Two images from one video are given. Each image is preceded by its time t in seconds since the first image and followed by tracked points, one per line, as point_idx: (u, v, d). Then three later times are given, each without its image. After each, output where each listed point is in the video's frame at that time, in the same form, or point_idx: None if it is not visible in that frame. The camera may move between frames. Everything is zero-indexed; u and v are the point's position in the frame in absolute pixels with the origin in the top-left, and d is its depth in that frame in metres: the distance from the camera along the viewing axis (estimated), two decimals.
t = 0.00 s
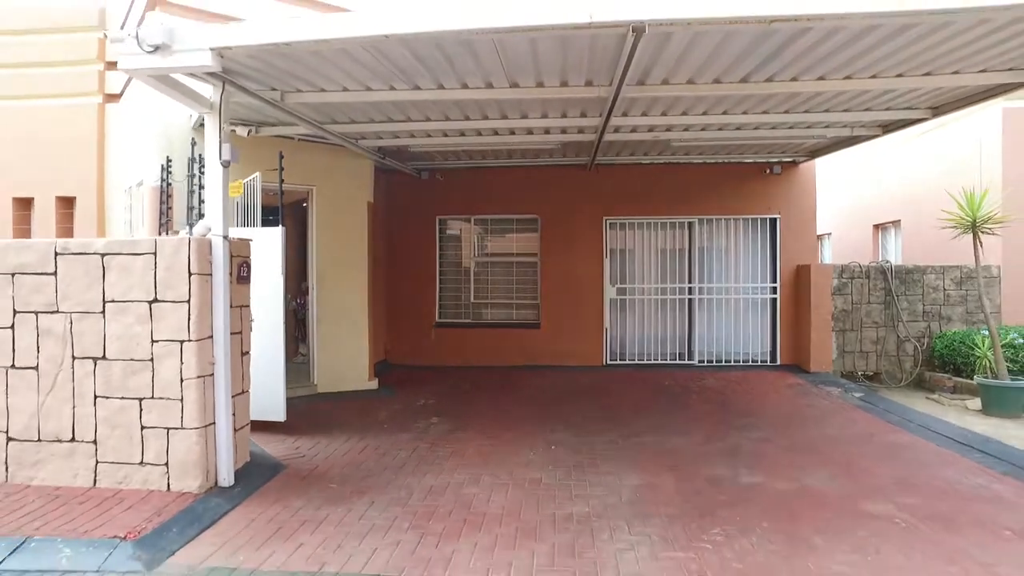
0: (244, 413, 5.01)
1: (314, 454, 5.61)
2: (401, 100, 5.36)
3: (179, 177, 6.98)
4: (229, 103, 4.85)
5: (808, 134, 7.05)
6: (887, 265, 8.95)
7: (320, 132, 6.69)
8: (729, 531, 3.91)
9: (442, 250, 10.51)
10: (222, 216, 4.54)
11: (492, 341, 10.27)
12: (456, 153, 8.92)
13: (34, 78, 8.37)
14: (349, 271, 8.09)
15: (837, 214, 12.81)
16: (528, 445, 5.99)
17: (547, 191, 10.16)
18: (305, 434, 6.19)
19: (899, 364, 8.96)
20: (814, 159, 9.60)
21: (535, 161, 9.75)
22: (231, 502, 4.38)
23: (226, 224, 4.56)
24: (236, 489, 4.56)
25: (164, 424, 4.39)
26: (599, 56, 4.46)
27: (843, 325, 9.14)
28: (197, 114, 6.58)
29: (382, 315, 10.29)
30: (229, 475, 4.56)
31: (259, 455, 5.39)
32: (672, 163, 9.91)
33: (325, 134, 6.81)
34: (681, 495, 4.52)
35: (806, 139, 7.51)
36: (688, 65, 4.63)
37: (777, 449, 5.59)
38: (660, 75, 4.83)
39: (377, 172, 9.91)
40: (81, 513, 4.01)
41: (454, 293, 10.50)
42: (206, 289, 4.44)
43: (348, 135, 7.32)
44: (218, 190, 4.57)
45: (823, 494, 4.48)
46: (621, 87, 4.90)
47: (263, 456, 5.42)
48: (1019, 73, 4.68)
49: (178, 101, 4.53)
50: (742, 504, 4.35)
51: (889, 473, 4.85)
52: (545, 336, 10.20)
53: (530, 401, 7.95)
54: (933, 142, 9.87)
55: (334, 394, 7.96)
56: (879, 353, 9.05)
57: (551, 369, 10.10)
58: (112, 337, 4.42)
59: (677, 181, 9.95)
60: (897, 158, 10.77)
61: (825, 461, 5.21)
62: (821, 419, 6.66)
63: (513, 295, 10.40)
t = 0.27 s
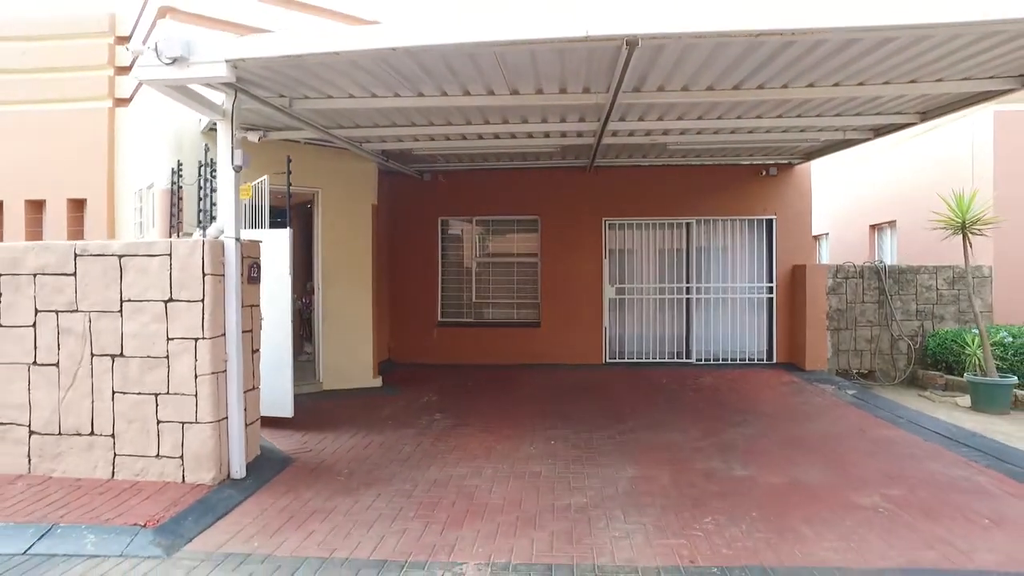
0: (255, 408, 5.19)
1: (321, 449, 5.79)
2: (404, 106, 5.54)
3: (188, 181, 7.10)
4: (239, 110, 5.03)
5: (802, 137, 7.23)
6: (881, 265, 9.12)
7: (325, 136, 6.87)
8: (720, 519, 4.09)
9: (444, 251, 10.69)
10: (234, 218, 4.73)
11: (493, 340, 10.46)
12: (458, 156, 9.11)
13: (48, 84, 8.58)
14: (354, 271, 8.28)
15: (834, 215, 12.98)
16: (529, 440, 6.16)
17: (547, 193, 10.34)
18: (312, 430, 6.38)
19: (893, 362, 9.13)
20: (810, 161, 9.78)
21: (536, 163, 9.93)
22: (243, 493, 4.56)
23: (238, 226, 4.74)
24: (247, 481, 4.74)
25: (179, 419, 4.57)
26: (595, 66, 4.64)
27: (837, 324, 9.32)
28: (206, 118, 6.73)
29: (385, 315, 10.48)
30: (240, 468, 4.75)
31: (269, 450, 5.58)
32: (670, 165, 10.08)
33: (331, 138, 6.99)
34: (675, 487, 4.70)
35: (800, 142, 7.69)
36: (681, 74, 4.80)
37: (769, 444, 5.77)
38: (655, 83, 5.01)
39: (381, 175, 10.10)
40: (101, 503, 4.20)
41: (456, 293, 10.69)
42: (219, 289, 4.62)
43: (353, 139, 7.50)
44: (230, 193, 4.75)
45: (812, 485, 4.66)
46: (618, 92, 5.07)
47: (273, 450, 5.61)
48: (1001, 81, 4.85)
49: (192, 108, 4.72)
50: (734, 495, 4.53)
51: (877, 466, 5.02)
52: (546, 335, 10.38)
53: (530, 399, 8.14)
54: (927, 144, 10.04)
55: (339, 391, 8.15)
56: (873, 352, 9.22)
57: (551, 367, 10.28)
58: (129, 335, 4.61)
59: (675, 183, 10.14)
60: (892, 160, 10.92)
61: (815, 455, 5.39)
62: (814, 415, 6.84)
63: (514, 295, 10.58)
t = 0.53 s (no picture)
0: (269, 404, 5.39)
1: (332, 443, 6.00)
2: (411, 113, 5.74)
3: (201, 184, 7.24)
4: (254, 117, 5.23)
5: (799, 140, 7.41)
6: (878, 265, 9.29)
7: (335, 141, 7.07)
8: (715, 509, 4.28)
9: (449, 252, 10.89)
10: (249, 220, 4.93)
11: (497, 339, 10.66)
12: (462, 159, 9.30)
13: (63, 88, 8.81)
14: (362, 272, 8.48)
15: (833, 216, 13.14)
16: (533, 435, 6.36)
17: (551, 194, 10.53)
18: (322, 425, 6.59)
19: (890, 361, 9.30)
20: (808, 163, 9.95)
21: (539, 166, 10.12)
22: (259, 485, 4.77)
23: (252, 228, 4.94)
24: (262, 473, 4.94)
25: (198, 413, 4.78)
26: (596, 77, 4.83)
27: (835, 323, 9.49)
28: (219, 123, 6.91)
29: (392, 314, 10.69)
30: (256, 461, 4.94)
31: (282, 444, 5.79)
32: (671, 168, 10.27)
33: (340, 143, 7.19)
34: (673, 479, 4.90)
35: (797, 145, 7.86)
36: (678, 83, 4.99)
37: (766, 439, 5.96)
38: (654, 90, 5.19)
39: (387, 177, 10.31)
40: (125, 493, 4.41)
41: (460, 292, 10.88)
42: (235, 289, 4.82)
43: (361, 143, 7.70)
44: (245, 197, 4.96)
45: (805, 478, 4.85)
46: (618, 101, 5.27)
47: (285, 444, 5.81)
48: (988, 89, 5.03)
49: (209, 116, 4.92)
50: (730, 487, 4.72)
51: (868, 460, 5.21)
52: (549, 334, 10.58)
53: (534, 396, 8.33)
54: (923, 147, 10.20)
55: (347, 389, 8.36)
56: (870, 350, 9.39)
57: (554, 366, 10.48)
58: (149, 333, 4.81)
59: (676, 186, 10.33)
60: (890, 161, 11.08)
61: (810, 449, 5.57)
62: (810, 412, 7.02)
63: (518, 295, 10.78)
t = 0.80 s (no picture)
0: (281, 401, 5.60)
1: (342, 439, 6.22)
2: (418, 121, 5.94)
3: (214, 188, 7.41)
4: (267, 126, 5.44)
5: (795, 144, 7.61)
6: (873, 267, 9.48)
7: (344, 146, 7.27)
8: (710, 500, 4.48)
9: (453, 253, 11.09)
10: (263, 225, 5.14)
11: (500, 339, 10.87)
12: (467, 163, 9.50)
13: (77, 95, 9.04)
14: (368, 273, 8.70)
15: (831, 217, 13.32)
16: (535, 431, 6.57)
17: (553, 197, 10.73)
18: (331, 422, 6.80)
19: (886, 360, 9.48)
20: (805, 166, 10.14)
21: (542, 169, 10.32)
22: (274, 478, 4.98)
23: (266, 232, 5.15)
24: (276, 467, 5.15)
25: (215, 409, 4.99)
26: (596, 87, 5.04)
27: (831, 323, 9.68)
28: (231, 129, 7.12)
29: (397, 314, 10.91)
30: (270, 455, 5.15)
31: (293, 440, 6.00)
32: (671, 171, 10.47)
33: (349, 148, 7.40)
34: (670, 473, 5.10)
35: (794, 149, 8.05)
36: (675, 93, 5.19)
37: (761, 435, 6.16)
38: (652, 99, 5.38)
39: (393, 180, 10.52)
40: (147, 485, 4.63)
41: (464, 293, 11.09)
42: (251, 291, 5.03)
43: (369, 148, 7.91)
44: (259, 202, 5.17)
45: (797, 472, 5.05)
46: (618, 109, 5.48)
47: (297, 440, 6.02)
48: (974, 97, 5.22)
49: (225, 124, 5.14)
50: (725, 480, 4.92)
51: (859, 455, 5.40)
52: (551, 334, 10.78)
53: (536, 394, 8.53)
54: (919, 150, 10.37)
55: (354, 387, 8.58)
56: (866, 350, 9.59)
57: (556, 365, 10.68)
58: (169, 333, 5.03)
59: (676, 189, 10.52)
60: (886, 164, 11.27)
61: (803, 445, 5.77)
62: (805, 409, 7.22)
63: (520, 295, 10.99)
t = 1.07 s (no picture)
0: (292, 397, 5.82)
1: (349, 434, 6.43)
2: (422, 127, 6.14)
3: (225, 192, 7.60)
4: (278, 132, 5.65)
5: (791, 148, 7.80)
6: (869, 267, 9.66)
7: (351, 150, 7.48)
8: (703, 491, 4.68)
9: (457, 254, 11.31)
10: (274, 228, 5.36)
11: (503, 338, 11.07)
12: (470, 166, 9.70)
13: (90, 99, 9.26)
14: (374, 273, 8.91)
15: (829, 217, 13.48)
16: (536, 427, 6.77)
17: (555, 198, 10.93)
18: (339, 418, 7.02)
19: (881, 359, 9.66)
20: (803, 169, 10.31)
21: (544, 171, 10.52)
22: (285, 470, 5.19)
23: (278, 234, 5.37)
24: (288, 460, 5.37)
25: (229, 404, 5.20)
26: (594, 96, 5.24)
27: (827, 322, 9.88)
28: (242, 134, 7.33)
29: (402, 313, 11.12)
30: (281, 448, 5.36)
31: (303, 435, 6.22)
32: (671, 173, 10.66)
33: (355, 152, 7.61)
34: (666, 466, 5.30)
35: (790, 152, 8.24)
36: (670, 101, 5.39)
37: (755, 431, 6.36)
38: (648, 107, 5.60)
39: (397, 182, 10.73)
40: (165, 476, 4.85)
41: (467, 293, 11.30)
42: (263, 291, 5.25)
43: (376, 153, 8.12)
44: (271, 205, 5.38)
45: (788, 465, 5.24)
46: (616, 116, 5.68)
47: (306, 435, 6.24)
48: (959, 104, 5.40)
49: (238, 131, 5.34)
50: (718, 472, 5.12)
51: (848, 449, 5.60)
52: (553, 333, 10.98)
53: (538, 392, 8.74)
54: (914, 152, 10.52)
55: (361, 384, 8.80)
56: (861, 348, 9.78)
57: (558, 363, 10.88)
58: (184, 331, 5.25)
59: (675, 190, 10.71)
60: (882, 166, 11.42)
61: (795, 440, 5.97)
62: (800, 406, 7.41)
63: (523, 295, 11.19)
